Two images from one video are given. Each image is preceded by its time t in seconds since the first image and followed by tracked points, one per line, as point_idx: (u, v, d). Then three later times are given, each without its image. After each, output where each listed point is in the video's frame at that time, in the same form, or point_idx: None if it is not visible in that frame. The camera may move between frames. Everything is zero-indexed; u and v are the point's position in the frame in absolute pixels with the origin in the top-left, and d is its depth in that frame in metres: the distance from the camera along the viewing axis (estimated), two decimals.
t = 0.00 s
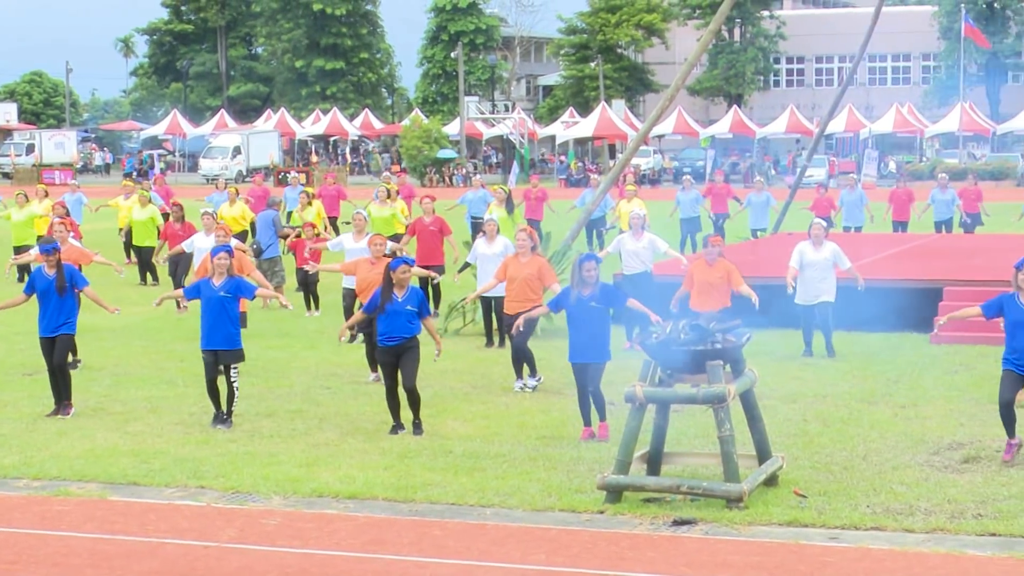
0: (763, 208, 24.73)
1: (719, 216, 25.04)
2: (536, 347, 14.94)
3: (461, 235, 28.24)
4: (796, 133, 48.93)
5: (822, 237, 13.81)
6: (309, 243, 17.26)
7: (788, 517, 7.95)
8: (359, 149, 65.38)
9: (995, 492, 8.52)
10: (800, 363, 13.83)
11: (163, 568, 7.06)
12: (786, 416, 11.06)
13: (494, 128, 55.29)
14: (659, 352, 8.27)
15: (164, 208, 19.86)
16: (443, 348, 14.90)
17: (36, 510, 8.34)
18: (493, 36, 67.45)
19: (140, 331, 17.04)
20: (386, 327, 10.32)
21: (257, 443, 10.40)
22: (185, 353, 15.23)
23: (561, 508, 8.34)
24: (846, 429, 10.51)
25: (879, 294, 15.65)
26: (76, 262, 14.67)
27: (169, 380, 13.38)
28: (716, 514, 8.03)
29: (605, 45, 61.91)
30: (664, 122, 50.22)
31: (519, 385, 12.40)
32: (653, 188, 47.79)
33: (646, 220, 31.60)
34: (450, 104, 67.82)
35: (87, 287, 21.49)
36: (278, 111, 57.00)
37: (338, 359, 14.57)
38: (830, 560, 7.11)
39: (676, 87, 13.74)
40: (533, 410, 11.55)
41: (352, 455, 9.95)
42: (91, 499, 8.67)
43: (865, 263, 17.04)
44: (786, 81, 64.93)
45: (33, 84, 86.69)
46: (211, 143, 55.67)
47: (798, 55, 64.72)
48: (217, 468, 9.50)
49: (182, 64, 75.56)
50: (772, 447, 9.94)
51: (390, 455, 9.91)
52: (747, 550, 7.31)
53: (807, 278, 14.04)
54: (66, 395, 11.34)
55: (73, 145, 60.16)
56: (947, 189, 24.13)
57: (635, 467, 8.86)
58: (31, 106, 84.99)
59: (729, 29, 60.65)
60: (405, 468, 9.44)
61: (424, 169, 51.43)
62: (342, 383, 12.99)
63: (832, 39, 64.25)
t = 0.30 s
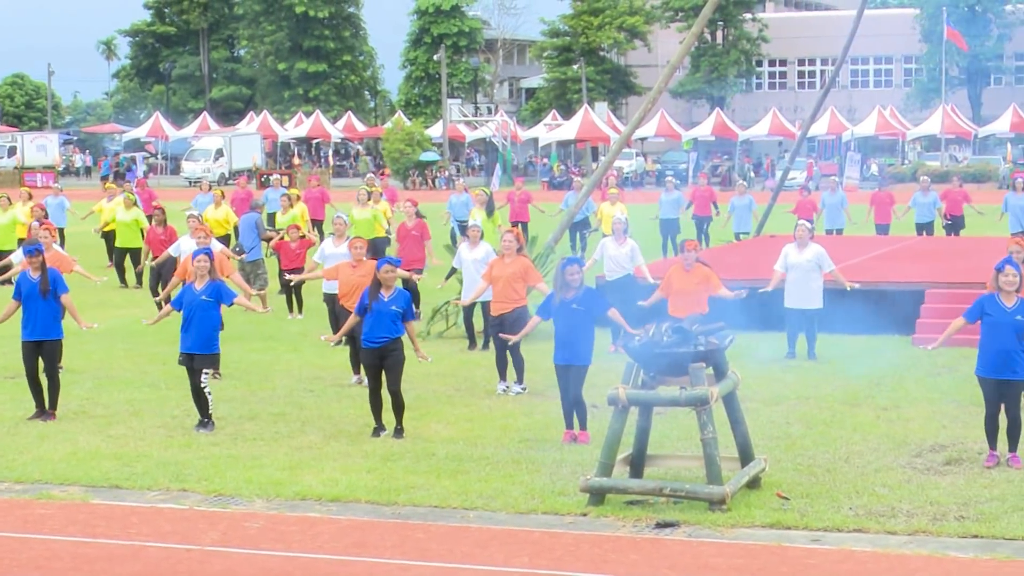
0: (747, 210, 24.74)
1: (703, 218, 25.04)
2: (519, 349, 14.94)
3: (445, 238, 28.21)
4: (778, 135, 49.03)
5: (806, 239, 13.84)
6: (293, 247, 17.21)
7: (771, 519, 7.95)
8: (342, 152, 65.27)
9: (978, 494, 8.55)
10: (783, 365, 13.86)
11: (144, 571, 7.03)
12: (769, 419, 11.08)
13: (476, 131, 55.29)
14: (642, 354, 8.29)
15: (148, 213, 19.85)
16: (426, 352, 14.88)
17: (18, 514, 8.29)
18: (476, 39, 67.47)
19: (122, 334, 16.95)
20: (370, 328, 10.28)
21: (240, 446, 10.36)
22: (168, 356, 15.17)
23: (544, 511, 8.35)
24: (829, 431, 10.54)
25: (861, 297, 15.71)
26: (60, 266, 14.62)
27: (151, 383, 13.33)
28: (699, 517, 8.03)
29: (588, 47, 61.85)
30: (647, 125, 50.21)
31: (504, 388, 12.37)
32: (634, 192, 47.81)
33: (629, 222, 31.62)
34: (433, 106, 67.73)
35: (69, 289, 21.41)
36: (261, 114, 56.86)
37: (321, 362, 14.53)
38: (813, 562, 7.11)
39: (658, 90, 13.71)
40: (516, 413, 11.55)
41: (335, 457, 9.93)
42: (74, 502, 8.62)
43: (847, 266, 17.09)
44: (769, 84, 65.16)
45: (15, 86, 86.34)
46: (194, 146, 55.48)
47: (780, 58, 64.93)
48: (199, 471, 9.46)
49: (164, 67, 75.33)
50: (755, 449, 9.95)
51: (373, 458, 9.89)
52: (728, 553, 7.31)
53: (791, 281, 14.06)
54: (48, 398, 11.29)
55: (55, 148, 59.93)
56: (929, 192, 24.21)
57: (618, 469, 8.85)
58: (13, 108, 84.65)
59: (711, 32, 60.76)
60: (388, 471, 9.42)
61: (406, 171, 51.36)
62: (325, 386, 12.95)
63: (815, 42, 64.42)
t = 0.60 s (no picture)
0: (730, 217, 24.79)
1: (687, 224, 25.08)
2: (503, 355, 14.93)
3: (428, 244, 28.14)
4: (761, 141, 49.14)
5: (793, 244, 13.94)
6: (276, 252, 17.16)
7: (754, 525, 7.95)
8: (325, 158, 65.19)
9: (960, 500, 8.56)
10: (765, 371, 13.88)
11: None
12: (751, 424, 11.10)
13: (459, 137, 55.29)
14: (625, 359, 8.28)
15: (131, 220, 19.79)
16: (409, 358, 14.86)
17: None
18: (459, 44, 67.54)
19: (104, 340, 16.87)
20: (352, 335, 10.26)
21: (222, 453, 10.32)
22: (150, 362, 15.11)
23: (527, 517, 8.33)
24: (811, 437, 10.55)
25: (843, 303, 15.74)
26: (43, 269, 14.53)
27: (134, 389, 13.27)
28: (681, 523, 8.02)
29: (570, 53, 61.90)
30: (630, 130, 50.23)
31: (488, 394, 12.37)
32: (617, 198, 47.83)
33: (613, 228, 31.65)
34: (416, 112, 67.68)
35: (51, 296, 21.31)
36: (243, 120, 56.69)
37: (304, 368, 14.49)
38: (795, 568, 7.11)
39: (640, 96, 13.73)
40: (499, 419, 11.53)
41: (318, 464, 9.89)
42: (56, 509, 8.56)
43: (829, 271, 17.13)
44: (751, 90, 65.39)
45: None
46: (176, 152, 55.32)
47: (763, 64, 65.17)
48: (182, 477, 9.41)
49: (147, 72, 75.17)
50: (738, 455, 9.96)
51: (356, 464, 9.85)
52: (712, 558, 7.30)
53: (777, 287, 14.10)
54: (31, 405, 11.23)
55: (36, 153, 59.68)
56: (914, 199, 24.27)
57: (601, 476, 8.84)
58: None
59: (694, 38, 60.92)
60: (371, 477, 9.39)
61: (389, 178, 51.31)
62: (308, 392, 12.91)
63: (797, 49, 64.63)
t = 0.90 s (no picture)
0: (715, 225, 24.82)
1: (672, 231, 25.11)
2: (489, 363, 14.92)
3: (414, 252, 28.13)
4: (745, 149, 49.24)
5: (778, 251, 13.97)
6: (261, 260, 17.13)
7: (739, 533, 7.95)
8: (310, 166, 65.16)
9: (945, 507, 8.57)
10: (752, 379, 13.90)
11: None
12: (737, 432, 11.11)
13: (445, 145, 55.34)
14: (611, 368, 8.27)
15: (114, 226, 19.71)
16: (395, 366, 14.82)
17: None
18: (445, 52, 67.67)
19: (89, 348, 16.80)
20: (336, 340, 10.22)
21: (208, 461, 10.28)
22: (136, 370, 15.05)
23: (513, 525, 8.31)
24: (797, 445, 10.55)
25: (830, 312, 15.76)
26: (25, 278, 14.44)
27: (119, 397, 13.22)
28: (667, 531, 8.01)
29: (556, 61, 61.98)
30: (615, 138, 50.27)
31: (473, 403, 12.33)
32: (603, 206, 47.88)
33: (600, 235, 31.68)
34: (401, 120, 67.64)
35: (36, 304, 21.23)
36: (229, 128, 56.60)
37: (290, 376, 14.45)
38: None
39: (626, 103, 13.74)
40: (485, 427, 11.51)
41: (303, 472, 9.87)
42: (41, 517, 8.52)
43: (815, 279, 17.17)
44: (737, 97, 65.59)
45: None
46: (161, 160, 55.20)
47: (748, 72, 65.41)
48: (167, 486, 9.38)
49: (132, 80, 75.08)
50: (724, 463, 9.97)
51: (342, 471, 9.83)
52: (698, 566, 7.29)
53: (763, 295, 14.09)
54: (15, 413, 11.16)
55: (21, 161, 59.50)
56: (901, 206, 24.32)
57: (586, 483, 8.83)
58: None
59: (679, 46, 61.08)
60: (356, 485, 9.36)
61: (375, 185, 51.26)
62: (294, 400, 12.87)
63: (782, 57, 64.83)
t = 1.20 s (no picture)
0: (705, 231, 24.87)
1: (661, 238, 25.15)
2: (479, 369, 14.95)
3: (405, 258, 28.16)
4: (735, 155, 49.33)
5: (764, 258, 14.02)
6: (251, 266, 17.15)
7: (730, 538, 7.99)
8: (301, 172, 65.20)
9: (934, 512, 8.62)
10: (742, 384, 13.95)
11: None
12: (727, 437, 11.16)
13: (436, 151, 55.41)
14: (599, 373, 8.31)
15: (106, 232, 19.72)
16: (386, 372, 14.84)
17: None
18: (436, 59, 67.80)
19: (81, 355, 16.80)
20: (324, 348, 10.25)
21: (199, 466, 10.30)
22: (129, 376, 15.06)
23: (504, 530, 8.34)
24: (788, 450, 10.61)
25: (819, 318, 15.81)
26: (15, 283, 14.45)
27: (111, 403, 13.22)
28: (658, 536, 8.05)
29: (547, 68, 62.09)
30: (606, 145, 50.32)
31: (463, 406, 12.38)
32: (593, 213, 47.95)
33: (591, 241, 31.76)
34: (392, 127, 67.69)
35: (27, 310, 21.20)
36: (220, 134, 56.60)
37: (282, 382, 14.47)
38: None
39: (616, 109, 13.75)
40: (476, 433, 11.54)
41: (295, 477, 9.89)
42: (33, 523, 8.54)
43: (805, 286, 17.22)
44: (726, 104, 65.84)
45: None
46: (152, 166, 55.16)
47: (738, 79, 65.60)
48: (159, 492, 9.39)
49: (124, 86, 75.08)
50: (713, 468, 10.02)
51: (333, 477, 9.85)
52: (688, 571, 7.33)
53: (750, 299, 14.16)
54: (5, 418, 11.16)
55: (12, 167, 59.47)
56: (889, 211, 24.39)
57: (576, 488, 8.87)
58: None
59: (670, 53, 61.23)
60: (348, 491, 9.38)
61: (366, 192, 51.26)
62: (285, 406, 12.89)
63: (772, 64, 64.97)
